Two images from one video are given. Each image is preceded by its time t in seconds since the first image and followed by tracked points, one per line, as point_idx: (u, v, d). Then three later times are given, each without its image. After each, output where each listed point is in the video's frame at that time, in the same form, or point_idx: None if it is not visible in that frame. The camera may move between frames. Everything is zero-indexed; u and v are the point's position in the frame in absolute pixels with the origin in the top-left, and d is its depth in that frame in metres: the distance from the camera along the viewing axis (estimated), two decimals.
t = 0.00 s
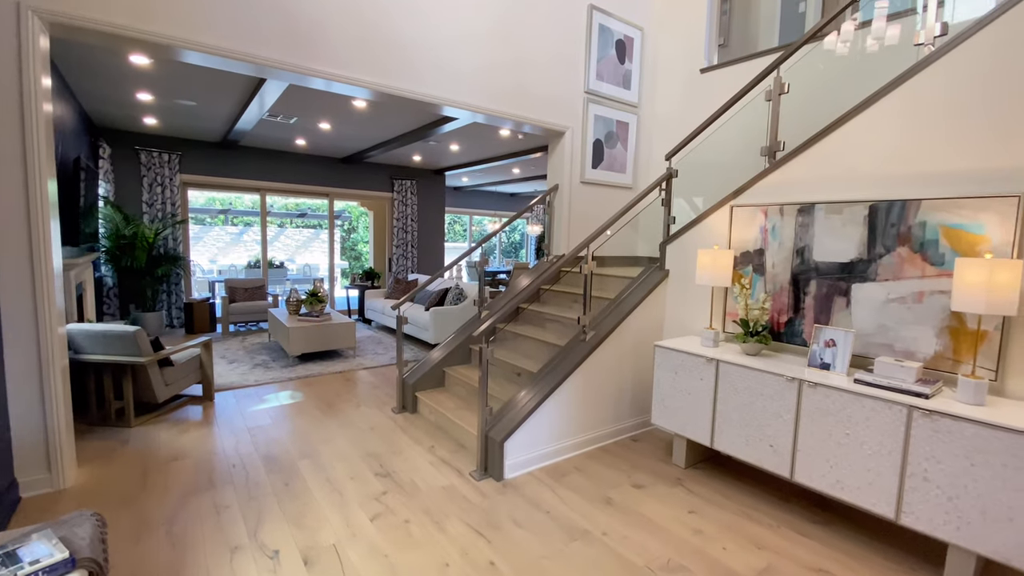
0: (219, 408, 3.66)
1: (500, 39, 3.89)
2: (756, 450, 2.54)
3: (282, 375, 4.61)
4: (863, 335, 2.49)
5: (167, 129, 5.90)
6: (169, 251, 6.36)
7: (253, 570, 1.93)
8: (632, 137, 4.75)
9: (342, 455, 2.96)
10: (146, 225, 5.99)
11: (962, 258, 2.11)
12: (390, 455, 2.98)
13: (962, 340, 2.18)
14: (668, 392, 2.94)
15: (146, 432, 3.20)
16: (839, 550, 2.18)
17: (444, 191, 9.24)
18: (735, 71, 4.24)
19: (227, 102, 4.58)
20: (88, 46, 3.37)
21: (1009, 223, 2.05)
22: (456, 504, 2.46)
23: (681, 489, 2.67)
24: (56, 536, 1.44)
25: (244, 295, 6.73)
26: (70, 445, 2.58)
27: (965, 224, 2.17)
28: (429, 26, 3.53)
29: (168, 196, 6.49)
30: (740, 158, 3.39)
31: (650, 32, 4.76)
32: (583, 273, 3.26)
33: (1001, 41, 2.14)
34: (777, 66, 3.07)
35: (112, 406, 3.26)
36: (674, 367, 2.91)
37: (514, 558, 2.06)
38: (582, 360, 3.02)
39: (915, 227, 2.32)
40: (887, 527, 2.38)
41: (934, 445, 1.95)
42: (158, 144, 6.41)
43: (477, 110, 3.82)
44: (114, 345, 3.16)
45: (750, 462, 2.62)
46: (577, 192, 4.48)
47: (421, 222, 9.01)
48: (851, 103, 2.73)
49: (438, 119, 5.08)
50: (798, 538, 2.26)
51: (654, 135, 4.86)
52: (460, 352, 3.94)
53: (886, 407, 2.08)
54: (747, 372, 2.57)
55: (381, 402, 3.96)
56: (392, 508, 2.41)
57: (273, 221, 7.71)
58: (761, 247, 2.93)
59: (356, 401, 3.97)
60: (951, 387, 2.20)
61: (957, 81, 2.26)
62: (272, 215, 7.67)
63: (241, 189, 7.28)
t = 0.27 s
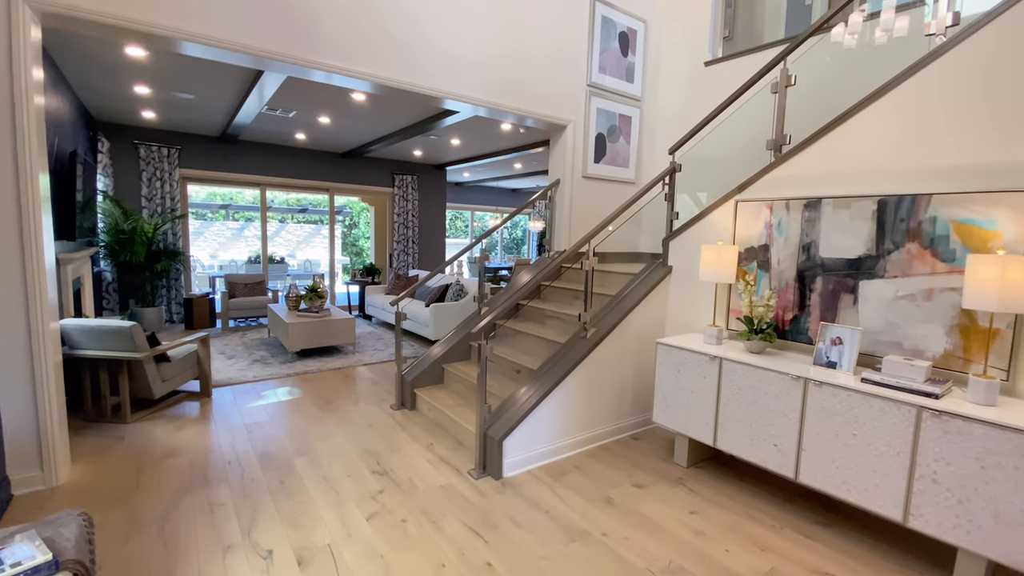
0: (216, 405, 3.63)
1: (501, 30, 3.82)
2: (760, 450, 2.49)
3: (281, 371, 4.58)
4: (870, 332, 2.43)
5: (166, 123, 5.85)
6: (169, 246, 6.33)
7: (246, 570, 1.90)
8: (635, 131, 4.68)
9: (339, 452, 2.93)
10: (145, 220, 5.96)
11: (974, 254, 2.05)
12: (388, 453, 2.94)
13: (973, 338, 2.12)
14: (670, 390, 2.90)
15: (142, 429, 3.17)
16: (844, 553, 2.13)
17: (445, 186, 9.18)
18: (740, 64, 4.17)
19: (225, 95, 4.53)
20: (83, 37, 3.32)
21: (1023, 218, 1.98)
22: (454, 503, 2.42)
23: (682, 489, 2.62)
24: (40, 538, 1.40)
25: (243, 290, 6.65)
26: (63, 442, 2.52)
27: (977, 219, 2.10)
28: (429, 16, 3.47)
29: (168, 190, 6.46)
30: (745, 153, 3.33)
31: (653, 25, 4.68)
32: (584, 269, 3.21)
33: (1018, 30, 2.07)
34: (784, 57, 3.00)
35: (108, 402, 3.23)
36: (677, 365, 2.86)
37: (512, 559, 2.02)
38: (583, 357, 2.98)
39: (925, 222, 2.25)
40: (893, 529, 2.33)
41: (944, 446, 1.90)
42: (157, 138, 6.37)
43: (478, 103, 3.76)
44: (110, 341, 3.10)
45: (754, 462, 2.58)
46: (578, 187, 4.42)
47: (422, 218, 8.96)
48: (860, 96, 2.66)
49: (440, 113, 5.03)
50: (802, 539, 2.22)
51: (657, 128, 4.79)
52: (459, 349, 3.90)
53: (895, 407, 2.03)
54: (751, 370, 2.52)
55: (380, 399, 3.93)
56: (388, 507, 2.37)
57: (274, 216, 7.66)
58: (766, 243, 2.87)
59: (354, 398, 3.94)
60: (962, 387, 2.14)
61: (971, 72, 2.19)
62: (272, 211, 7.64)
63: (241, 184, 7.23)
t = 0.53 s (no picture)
0: (211, 403, 3.57)
1: (500, 22, 3.74)
2: (764, 450, 2.44)
3: (278, 369, 4.52)
4: (879, 330, 2.37)
5: (161, 118, 5.78)
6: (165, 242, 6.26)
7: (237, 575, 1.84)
8: (636, 125, 4.61)
9: (335, 452, 2.87)
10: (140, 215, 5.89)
11: (986, 249, 1.99)
12: (384, 453, 2.88)
13: (985, 336, 2.06)
14: (672, 389, 2.84)
15: (135, 427, 3.11)
16: (851, 556, 2.08)
17: (444, 182, 9.10)
18: (743, 56, 4.09)
19: (220, 88, 4.45)
20: (73, 28, 3.24)
21: None
22: (451, 505, 2.37)
23: (685, 490, 2.57)
24: (19, 545, 1.34)
25: (240, 287, 6.66)
26: (52, 442, 2.47)
27: (990, 214, 2.04)
28: (427, 7, 3.39)
29: (163, 185, 6.38)
30: (749, 146, 3.26)
31: (655, 16, 4.59)
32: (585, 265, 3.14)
33: None
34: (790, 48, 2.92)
35: (100, 401, 3.17)
36: (680, 363, 2.80)
37: (510, 563, 1.96)
38: (583, 355, 2.93)
39: (936, 217, 2.19)
40: (901, 531, 2.28)
41: (956, 447, 1.84)
42: (152, 133, 6.29)
43: (477, 96, 3.68)
44: (101, 338, 3.05)
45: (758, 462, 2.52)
46: (579, 182, 4.35)
47: (422, 214, 8.89)
48: (869, 87, 2.59)
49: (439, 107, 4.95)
50: (808, 542, 2.16)
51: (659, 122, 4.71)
52: (458, 346, 3.84)
53: (905, 407, 1.97)
54: (756, 369, 2.46)
55: (377, 397, 3.87)
56: (384, 508, 2.31)
57: (272, 212, 7.60)
58: (771, 239, 2.81)
59: (352, 396, 3.88)
60: (973, 387, 2.08)
61: (985, 63, 2.12)
62: (271, 207, 7.57)
63: (238, 179, 7.16)
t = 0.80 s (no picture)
0: (203, 405, 3.49)
1: (499, 15, 3.65)
2: (770, 453, 2.37)
3: (272, 369, 4.44)
4: (889, 330, 2.30)
5: (154, 114, 5.68)
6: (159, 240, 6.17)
7: None
8: (636, 120, 4.52)
9: (329, 456, 2.80)
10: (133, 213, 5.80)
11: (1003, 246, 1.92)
12: (380, 456, 2.81)
13: (1000, 336, 1.99)
14: (675, 390, 2.77)
15: (124, 430, 3.03)
16: (861, 564, 2.01)
17: (442, 179, 9.02)
18: (745, 50, 4.01)
19: (212, 83, 4.36)
20: (59, 21, 3.14)
21: None
22: (448, 511, 2.29)
23: (688, 494, 2.50)
24: None
25: (236, 286, 6.58)
26: (38, 446, 2.40)
27: (1006, 210, 1.97)
28: None
29: (157, 183, 6.29)
30: (753, 141, 3.17)
31: (656, 10, 4.50)
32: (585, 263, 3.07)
33: None
34: (795, 39, 2.83)
35: (89, 403, 3.09)
36: (683, 364, 2.73)
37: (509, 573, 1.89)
38: (584, 356, 2.86)
39: (949, 213, 2.12)
40: (911, 537, 2.21)
41: (972, 452, 1.77)
42: (145, 129, 6.19)
43: (475, 91, 3.60)
44: (89, 339, 2.97)
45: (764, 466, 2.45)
46: (578, 179, 4.27)
47: (419, 212, 8.81)
48: (877, 79, 2.50)
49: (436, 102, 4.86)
50: (816, 549, 2.09)
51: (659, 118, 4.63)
52: (455, 346, 3.76)
53: (918, 410, 1.90)
54: (762, 370, 2.38)
55: (373, 398, 3.80)
56: (379, 515, 2.24)
57: (269, 210, 7.52)
58: (777, 236, 2.74)
59: (347, 397, 3.81)
60: (988, 389, 2.01)
61: (1000, 53, 2.05)
62: (267, 205, 7.48)
63: (233, 177, 7.07)
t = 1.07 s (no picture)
0: (197, 410, 3.41)
1: (499, 10, 3.57)
2: (781, 461, 2.28)
3: (269, 373, 4.37)
4: (904, 334, 2.22)
5: (150, 113, 5.61)
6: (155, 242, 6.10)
7: None
8: (639, 118, 4.44)
9: (326, 463, 2.72)
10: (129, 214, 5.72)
11: None
12: (377, 464, 2.73)
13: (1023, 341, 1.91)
14: (681, 395, 2.68)
15: (115, 436, 2.95)
16: None
17: (441, 179, 8.94)
18: (751, 45, 3.92)
19: (208, 82, 4.28)
20: (48, 17, 3.05)
21: None
22: (448, 522, 2.21)
23: (695, 504, 2.42)
24: None
25: (233, 287, 6.48)
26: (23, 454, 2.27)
27: None
28: None
29: (153, 183, 6.21)
30: (760, 139, 3.08)
31: (658, 5, 4.40)
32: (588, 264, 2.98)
33: None
34: (805, 33, 2.73)
35: (80, 409, 3.00)
36: (689, 369, 2.65)
37: None
38: (588, 359, 2.78)
39: (968, 212, 2.03)
40: (928, 549, 2.13)
41: (996, 463, 1.69)
42: (141, 129, 6.12)
43: (475, 88, 3.51)
44: (80, 343, 2.89)
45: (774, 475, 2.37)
46: (580, 178, 4.19)
47: (419, 212, 8.73)
48: (891, 73, 2.41)
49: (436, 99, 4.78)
50: (830, 562, 2.01)
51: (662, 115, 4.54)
52: (455, 350, 3.68)
53: (938, 418, 1.81)
54: (772, 375, 2.30)
55: (371, 403, 3.72)
56: (376, 527, 2.16)
57: (268, 211, 7.45)
58: (787, 236, 2.65)
59: (345, 402, 3.73)
60: (1010, 396, 1.93)
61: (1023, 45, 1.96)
62: (266, 205, 7.42)
63: (230, 177, 6.99)
